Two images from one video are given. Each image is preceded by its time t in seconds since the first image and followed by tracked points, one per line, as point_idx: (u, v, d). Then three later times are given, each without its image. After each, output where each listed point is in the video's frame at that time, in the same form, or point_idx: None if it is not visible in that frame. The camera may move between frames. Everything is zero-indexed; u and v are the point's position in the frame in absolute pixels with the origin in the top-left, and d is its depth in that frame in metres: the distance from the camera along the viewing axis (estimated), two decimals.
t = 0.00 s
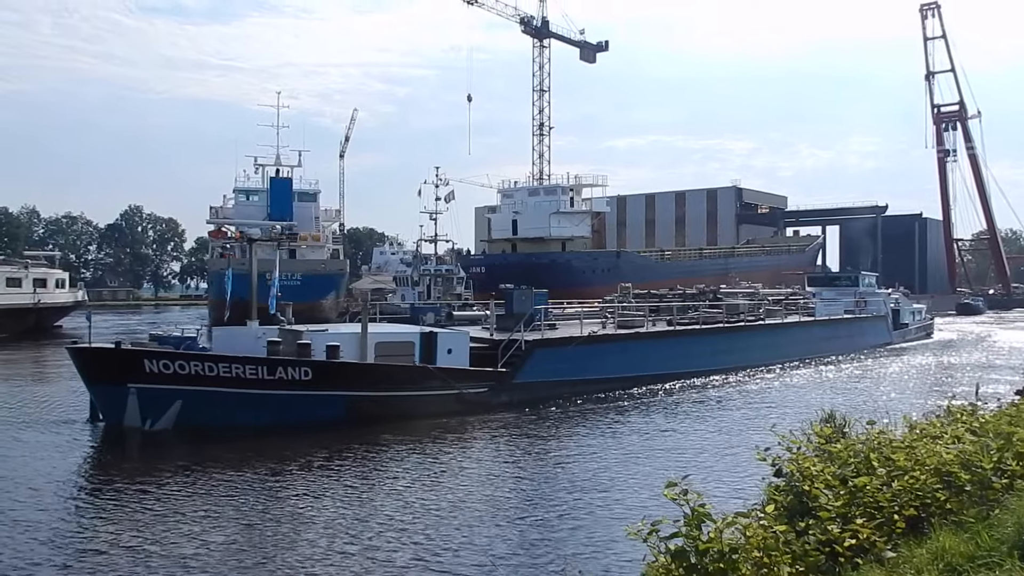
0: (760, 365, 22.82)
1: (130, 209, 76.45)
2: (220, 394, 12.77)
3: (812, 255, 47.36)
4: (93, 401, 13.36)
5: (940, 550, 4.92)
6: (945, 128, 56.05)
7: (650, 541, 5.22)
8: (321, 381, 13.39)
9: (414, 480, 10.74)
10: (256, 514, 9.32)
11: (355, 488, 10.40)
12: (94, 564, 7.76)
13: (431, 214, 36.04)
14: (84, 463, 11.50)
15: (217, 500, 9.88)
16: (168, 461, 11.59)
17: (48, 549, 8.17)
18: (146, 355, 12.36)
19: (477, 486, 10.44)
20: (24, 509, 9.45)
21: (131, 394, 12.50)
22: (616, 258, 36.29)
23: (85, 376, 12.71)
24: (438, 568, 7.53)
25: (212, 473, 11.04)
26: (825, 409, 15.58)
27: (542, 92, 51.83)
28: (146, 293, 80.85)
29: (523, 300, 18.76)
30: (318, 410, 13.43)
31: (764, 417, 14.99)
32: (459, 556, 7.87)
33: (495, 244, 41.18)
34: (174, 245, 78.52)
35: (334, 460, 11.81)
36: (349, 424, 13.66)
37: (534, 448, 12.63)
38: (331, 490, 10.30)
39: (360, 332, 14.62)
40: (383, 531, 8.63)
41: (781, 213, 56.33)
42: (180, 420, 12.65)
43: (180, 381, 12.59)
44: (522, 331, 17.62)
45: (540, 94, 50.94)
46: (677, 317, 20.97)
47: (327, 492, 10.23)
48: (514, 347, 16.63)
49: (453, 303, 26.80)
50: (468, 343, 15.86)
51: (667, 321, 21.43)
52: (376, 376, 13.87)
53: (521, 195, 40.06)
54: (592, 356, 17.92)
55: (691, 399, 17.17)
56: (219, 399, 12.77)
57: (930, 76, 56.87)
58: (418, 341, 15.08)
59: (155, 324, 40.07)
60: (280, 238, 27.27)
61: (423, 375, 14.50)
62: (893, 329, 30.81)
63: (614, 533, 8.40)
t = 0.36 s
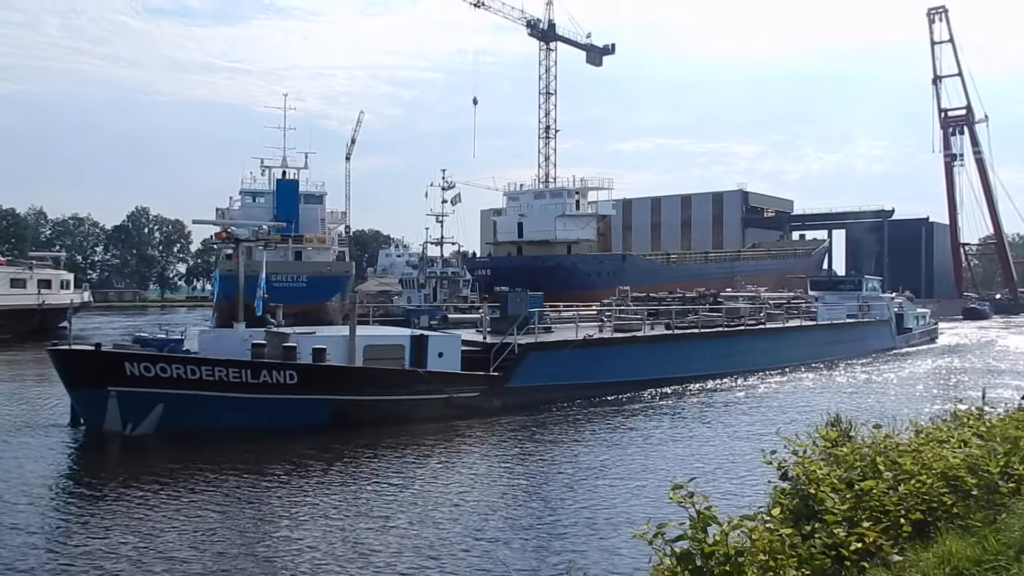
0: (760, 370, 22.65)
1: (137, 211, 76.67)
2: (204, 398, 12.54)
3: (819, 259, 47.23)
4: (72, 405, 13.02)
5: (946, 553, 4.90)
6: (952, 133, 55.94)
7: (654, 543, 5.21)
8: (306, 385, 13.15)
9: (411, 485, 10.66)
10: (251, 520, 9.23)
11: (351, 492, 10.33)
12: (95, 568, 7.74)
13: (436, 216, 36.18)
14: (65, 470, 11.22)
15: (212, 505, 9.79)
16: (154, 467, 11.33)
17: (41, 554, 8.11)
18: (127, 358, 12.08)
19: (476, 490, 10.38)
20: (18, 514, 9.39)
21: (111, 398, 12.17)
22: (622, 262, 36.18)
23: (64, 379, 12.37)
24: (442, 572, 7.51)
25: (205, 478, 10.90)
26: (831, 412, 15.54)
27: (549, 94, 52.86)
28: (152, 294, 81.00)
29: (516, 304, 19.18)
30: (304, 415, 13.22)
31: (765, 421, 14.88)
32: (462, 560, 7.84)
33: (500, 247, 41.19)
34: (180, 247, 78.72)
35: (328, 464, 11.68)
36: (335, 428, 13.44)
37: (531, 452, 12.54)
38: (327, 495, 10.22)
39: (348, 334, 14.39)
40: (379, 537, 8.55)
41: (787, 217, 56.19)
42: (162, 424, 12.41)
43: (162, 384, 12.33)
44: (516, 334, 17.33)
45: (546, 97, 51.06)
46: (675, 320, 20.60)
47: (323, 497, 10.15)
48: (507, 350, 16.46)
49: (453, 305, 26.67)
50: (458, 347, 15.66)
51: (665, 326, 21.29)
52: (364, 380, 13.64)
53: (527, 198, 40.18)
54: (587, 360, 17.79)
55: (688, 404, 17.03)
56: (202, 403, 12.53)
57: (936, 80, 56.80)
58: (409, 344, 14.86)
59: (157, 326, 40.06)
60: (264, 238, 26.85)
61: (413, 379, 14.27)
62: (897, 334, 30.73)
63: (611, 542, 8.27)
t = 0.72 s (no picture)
0: (759, 373, 22.44)
1: (145, 213, 76.94)
2: (187, 402, 12.37)
3: (826, 262, 47.09)
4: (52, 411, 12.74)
5: (954, 556, 4.89)
6: (960, 135, 55.76)
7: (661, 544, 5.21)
8: (292, 389, 12.98)
9: (410, 490, 10.63)
10: (246, 525, 9.19)
11: (349, 497, 10.31)
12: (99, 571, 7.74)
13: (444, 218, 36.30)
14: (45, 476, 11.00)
15: (210, 509, 9.78)
16: (139, 474, 11.14)
17: (37, 558, 8.11)
18: (107, 360, 11.93)
19: (479, 494, 10.35)
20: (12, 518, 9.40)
21: (92, 402, 12.00)
22: (628, 264, 36.07)
23: (45, 385, 12.25)
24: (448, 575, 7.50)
25: (199, 484, 10.81)
26: (839, 415, 15.49)
27: (557, 96, 53.79)
28: (160, 296, 81.25)
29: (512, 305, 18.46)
30: (291, 419, 13.04)
31: (769, 424, 14.82)
32: (466, 565, 7.83)
33: (506, 249, 41.21)
34: (187, 249, 78.96)
35: (322, 470, 11.59)
36: (322, 433, 13.25)
37: (528, 456, 12.48)
38: (326, 499, 10.19)
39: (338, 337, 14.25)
40: (377, 542, 8.53)
41: (795, 219, 56.00)
42: (145, 429, 12.22)
43: (143, 388, 12.14)
44: (510, 337, 17.20)
45: (552, 99, 51.09)
46: (672, 323, 20.41)
47: (322, 501, 10.13)
48: (500, 354, 16.21)
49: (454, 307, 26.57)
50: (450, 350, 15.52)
51: (665, 328, 21.12)
52: (351, 384, 13.47)
53: (534, 199, 40.13)
54: (583, 365, 17.52)
55: (687, 409, 16.81)
56: (186, 407, 12.36)
57: (944, 82, 56.68)
58: (400, 346, 14.74)
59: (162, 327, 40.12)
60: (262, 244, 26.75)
61: (402, 383, 14.07)
62: (901, 337, 30.63)
63: (613, 548, 8.20)
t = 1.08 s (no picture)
0: (762, 377, 22.22)
1: (155, 215, 77.35)
2: (173, 406, 11.98)
3: (836, 264, 46.91)
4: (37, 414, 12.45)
5: (965, 559, 4.88)
6: (971, 137, 55.52)
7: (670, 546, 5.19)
8: (281, 392, 12.59)
9: (415, 492, 10.50)
10: (246, 526, 9.02)
11: (355, 498, 10.22)
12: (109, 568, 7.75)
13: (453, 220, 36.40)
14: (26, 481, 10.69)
15: (210, 510, 9.61)
16: (128, 478, 10.84)
17: (44, 555, 8.08)
18: (90, 364, 11.51)
19: (485, 499, 10.24)
20: (4, 517, 9.23)
21: (74, 406, 11.62)
22: (638, 266, 36.07)
23: (28, 388, 11.74)
24: None
25: (195, 487, 10.57)
26: (849, 417, 15.42)
27: (566, 98, 53.93)
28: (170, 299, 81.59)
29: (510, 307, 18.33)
30: (281, 422, 12.67)
31: (777, 426, 14.73)
32: (475, 567, 7.81)
33: (515, 251, 41.22)
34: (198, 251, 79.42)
35: (319, 473, 11.38)
36: (313, 437, 12.91)
37: (531, 460, 12.38)
38: (329, 500, 10.09)
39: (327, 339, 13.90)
40: (382, 542, 8.49)
41: (804, 221, 55.74)
42: (129, 434, 11.87)
43: (127, 391, 11.75)
44: (506, 339, 16.98)
45: (561, 101, 51.28)
46: (674, 325, 20.36)
47: (325, 502, 10.02)
48: (495, 356, 16.00)
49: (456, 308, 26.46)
50: (444, 352, 15.14)
51: (666, 330, 20.98)
52: (341, 388, 13.08)
53: (542, 202, 40.12)
54: (580, 367, 17.30)
55: (687, 412, 16.62)
56: (172, 411, 11.98)
57: (955, 84, 56.49)
58: (391, 349, 14.35)
59: (169, 329, 40.26)
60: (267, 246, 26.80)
61: (395, 387, 13.77)
62: (909, 339, 30.51)
63: (623, 553, 8.16)
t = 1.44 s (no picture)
0: (763, 379, 22.02)
1: (165, 217, 77.60)
2: (157, 410, 11.81)
3: (846, 265, 46.74)
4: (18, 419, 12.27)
5: (977, 561, 4.85)
6: (981, 137, 55.25)
7: (680, 549, 5.18)
8: (266, 396, 12.42)
9: (416, 498, 10.42)
10: (244, 533, 8.93)
11: (357, 501, 10.20)
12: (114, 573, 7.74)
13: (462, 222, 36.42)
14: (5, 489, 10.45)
15: (209, 516, 9.53)
16: (115, 486, 10.65)
17: (51, 559, 8.09)
18: (71, 367, 11.37)
19: (487, 504, 10.16)
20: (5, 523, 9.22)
21: (55, 410, 11.44)
22: (646, 267, 36.07)
23: (9, 394, 11.65)
24: None
25: (189, 493, 10.43)
26: (857, 419, 15.35)
27: (573, 100, 53.93)
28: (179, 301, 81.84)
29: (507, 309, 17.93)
30: (267, 427, 12.49)
31: (784, 428, 14.65)
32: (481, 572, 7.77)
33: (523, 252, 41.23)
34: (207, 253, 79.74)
35: (314, 479, 11.23)
36: (300, 442, 12.73)
37: (533, 463, 12.31)
38: (331, 504, 10.03)
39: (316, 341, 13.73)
40: (385, 547, 8.46)
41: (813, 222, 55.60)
42: (111, 439, 11.65)
43: (109, 396, 11.58)
44: (500, 341, 16.76)
45: (569, 102, 51.35)
46: (676, 326, 20.19)
47: (327, 507, 9.96)
48: (490, 359, 15.77)
49: (458, 309, 26.36)
50: (438, 355, 14.89)
51: (667, 332, 20.80)
52: (328, 391, 12.91)
53: (551, 203, 40.23)
54: (578, 369, 17.06)
55: (686, 416, 16.43)
56: (155, 415, 11.80)
57: (965, 84, 56.23)
58: (382, 351, 14.06)
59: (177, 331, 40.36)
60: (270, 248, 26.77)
61: (384, 390, 13.57)
62: (916, 341, 30.40)
63: (628, 558, 8.11)
